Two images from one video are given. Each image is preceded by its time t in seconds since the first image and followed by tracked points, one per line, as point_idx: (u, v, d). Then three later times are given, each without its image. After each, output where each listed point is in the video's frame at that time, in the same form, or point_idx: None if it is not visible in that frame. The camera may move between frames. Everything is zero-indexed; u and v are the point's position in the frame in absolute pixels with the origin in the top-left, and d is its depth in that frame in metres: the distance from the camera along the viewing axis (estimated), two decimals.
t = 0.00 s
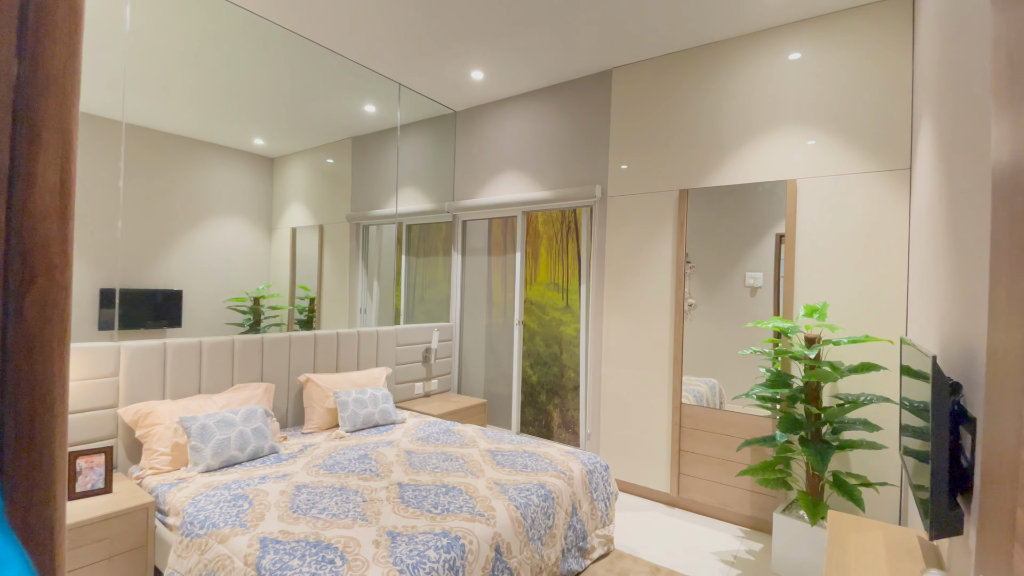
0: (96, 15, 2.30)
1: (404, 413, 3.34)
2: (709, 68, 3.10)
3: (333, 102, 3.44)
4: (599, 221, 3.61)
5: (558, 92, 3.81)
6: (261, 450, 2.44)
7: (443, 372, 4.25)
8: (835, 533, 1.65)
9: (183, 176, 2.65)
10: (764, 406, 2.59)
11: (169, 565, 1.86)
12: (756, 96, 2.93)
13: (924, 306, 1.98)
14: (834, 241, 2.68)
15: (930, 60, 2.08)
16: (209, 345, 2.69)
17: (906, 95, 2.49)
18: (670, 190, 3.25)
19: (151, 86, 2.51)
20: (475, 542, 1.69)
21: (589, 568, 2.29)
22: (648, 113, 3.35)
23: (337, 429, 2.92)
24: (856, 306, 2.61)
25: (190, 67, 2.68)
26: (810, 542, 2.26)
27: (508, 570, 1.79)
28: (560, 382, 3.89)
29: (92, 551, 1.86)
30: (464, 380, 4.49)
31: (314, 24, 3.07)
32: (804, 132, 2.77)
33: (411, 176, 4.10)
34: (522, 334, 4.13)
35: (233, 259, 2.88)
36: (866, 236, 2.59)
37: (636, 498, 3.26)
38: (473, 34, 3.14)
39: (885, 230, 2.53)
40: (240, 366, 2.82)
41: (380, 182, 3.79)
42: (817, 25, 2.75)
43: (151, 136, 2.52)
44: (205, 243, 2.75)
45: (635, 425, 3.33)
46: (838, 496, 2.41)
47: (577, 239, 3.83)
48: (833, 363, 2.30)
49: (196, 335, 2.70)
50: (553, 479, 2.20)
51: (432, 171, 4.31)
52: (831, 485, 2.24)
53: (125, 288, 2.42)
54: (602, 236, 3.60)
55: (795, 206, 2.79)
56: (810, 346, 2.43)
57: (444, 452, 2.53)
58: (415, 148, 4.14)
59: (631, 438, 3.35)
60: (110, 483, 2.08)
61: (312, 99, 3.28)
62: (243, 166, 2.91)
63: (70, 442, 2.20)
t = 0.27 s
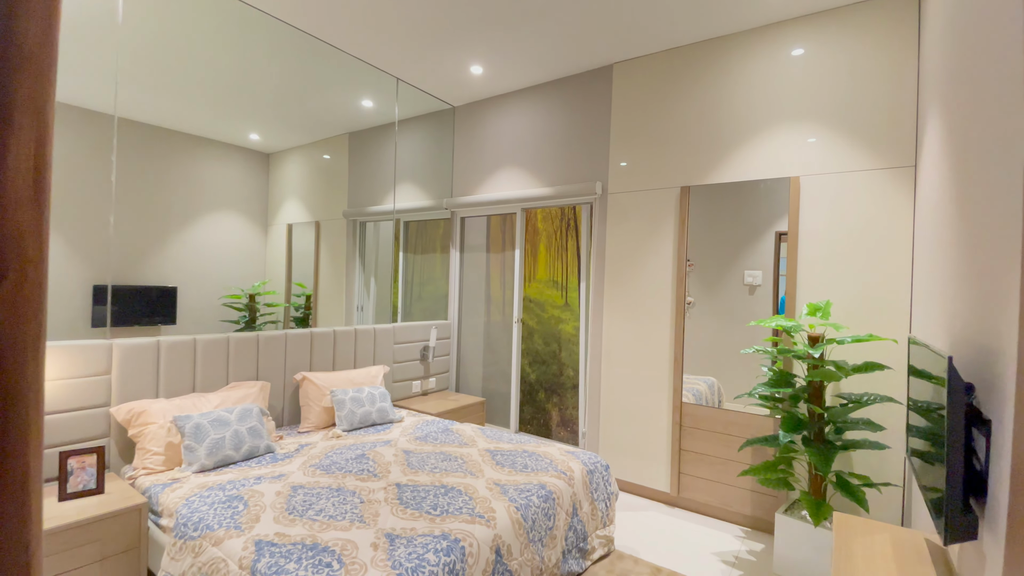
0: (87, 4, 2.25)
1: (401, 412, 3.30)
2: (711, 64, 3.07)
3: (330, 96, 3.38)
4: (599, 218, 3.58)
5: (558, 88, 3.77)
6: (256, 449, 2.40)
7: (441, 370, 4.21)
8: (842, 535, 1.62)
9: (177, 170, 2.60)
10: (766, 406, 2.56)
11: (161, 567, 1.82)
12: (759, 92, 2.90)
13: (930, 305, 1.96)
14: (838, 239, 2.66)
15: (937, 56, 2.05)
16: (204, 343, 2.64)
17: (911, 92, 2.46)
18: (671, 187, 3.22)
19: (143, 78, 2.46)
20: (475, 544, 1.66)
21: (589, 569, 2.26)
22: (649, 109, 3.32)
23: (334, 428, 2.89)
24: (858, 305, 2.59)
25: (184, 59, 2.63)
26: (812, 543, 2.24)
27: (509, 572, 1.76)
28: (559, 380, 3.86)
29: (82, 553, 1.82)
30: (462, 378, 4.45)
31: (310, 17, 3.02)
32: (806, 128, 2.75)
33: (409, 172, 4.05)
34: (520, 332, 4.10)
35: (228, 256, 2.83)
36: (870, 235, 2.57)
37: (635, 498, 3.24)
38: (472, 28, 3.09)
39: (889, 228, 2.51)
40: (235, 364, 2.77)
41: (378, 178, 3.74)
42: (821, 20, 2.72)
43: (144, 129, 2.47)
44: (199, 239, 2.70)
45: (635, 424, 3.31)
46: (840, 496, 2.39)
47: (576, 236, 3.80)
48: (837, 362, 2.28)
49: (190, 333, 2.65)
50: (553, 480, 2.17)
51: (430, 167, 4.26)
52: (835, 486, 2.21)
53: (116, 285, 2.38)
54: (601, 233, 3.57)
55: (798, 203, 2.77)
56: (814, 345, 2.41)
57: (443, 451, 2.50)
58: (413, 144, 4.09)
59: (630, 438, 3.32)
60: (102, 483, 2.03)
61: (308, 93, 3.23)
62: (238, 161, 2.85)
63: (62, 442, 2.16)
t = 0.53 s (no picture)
0: None
1: (399, 410, 3.26)
2: (714, 59, 3.03)
3: (328, 89, 3.33)
4: (599, 214, 3.54)
5: (558, 83, 3.73)
6: (252, 448, 2.36)
7: (439, 368, 4.17)
8: (848, 537, 1.60)
9: (170, 163, 2.55)
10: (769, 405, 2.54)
11: (154, 569, 1.78)
12: (762, 88, 2.87)
13: (937, 304, 1.93)
14: (841, 237, 2.63)
15: (945, 52, 2.02)
16: (198, 340, 2.59)
17: (916, 89, 2.44)
18: (672, 184, 3.18)
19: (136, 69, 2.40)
20: (475, 546, 1.63)
21: (589, 570, 2.24)
22: (650, 105, 3.28)
23: (331, 426, 2.85)
24: (862, 304, 2.56)
25: (177, 50, 2.57)
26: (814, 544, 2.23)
27: (509, 574, 1.73)
28: (558, 378, 3.83)
29: (73, 555, 1.78)
30: (460, 375, 4.41)
31: (307, 8, 2.96)
32: (810, 125, 2.72)
33: (407, 167, 3.99)
34: (519, 330, 4.06)
35: (223, 251, 2.78)
36: (874, 233, 2.54)
37: (635, 497, 3.22)
38: (471, 21, 3.05)
39: (894, 227, 2.49)
40: (230, 361, 2.73)
41: (375, 173, 3.69)
42: (825, 15, 2.69)
43: (137, 122, 2.42)
44: (194, 234, 2.65)
45: (635, 423, 3.28)
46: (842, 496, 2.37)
47: (577, 233, 3.76)
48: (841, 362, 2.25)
49: (184, 330, 2.60)
50: (554, 480, 2.14)
51: (428, 162, 4.21)
52: (838, 486, 2.19)
53: (108, 281, 2.34)
54: (602, 230, 3.53)
55: (801, 201, 2.74)
56: (817, 344, 2.38)
57: (441, 451, 2.46)
58: (411, 138, 4.04)
59: (630, 436, 3.30)
60: (94, 482, 1.99)
61: (305, 86, 3.18)
62: (234, 154, 2.80)
63: (52, 440, 2.12)
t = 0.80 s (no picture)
0: None
1: (401, 406, 3.23)
2: (721, 52, 2.98)
3: (329, 81, 3.28)
4: (603, 210, 3.50)
5: (562, 76, 3.68)
6: (252, 445, 2.33)
7: (440, 364, 4.14)
8: (860, 538, 1.57)
9: (170, 156, 2.51)
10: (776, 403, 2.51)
11: (153, 567, 1.75)
12: (770, 82, 2.82)
13: (951, 302, 1.90)
14: (850, 234, 2.59)
15: (960, 45, 1.98)
16: (198, 334, 2.56)
17: (928, 83, 2.40)
18: (678, 179, 3.14)
19: (134, 59, 2.36)
20: (479, 546, 1.60)
21: (593, 569, 2.22)
22: (656, 98, 3.24)
23: (332, 423, 2.82)
24: (871, 302, 2.53)
25: (176, 40, 2.53)
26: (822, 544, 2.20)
27: (514, 574, 1.70)
28: (561, 375, 3.80)
29: (73, 551, 1.76)
30: (462, 372, 4.38)
31: None
32: (819, 120, 2.67)
33: (409, 161, 3.94)
34: (521, 326, 4.02)
35: (223, 245, 2.74)
36: (884, 229, 2.50)
37: (639, 495, 3.20)
38: (475, 13, 3.00)
39: (904, 224, 2.45)
40: (230, 357, 2.69)
41: (377, 167, 3.64)
42: (836, 7, 2.64)
43: (135, 113, 2.38)
44: (193, 228, 2.61)
45: (639, 421, 3.25)
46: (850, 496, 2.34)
47: (580, 229, 3.72)
48: (851, 360, 2.22)
49: (183, 325, 2.57)
50: (558, 478, 2.11)
51: (430, 156, 4.16)
52: (846, 486, 2.16)
53: (107, 274, 2.31)
54: (606, 226, 3.49)
55: (810, 196, 2.69)
56: (827, 342, 2.35)
57: (444, 448, 2.43)
58: (413, 132, 3.99)
59: (634, 434, 3.27)
60: (93, 478, 1.96)
61: (305, 78, 3.13)
62: (234, 147, 2.76)
63: (51, 435, 2.09)
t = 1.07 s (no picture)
0: None
1: (409, 402, 3.22)
2: (736, 43, 2.93)
3: (337, 74, 3.25)
4: (613, 204, 3.46)
5: (572, 68, 3.63)
6: (261, 439, 2.32)
7: (448, 359, 4.12)
8: (878, 539, 1.54)
9: (178, 149, 2.50)
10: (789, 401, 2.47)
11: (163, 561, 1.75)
12: (785, 74, 2.76)
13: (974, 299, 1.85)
14: (868, 229, 2.54)
15: (986, 34, 1.92)
16: (206, 329, 2.55)
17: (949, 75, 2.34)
18: (691, 173, 3.09)
19: (143, 52, 2.35)
20: (490, 544, 1.58)
21: (603, 567, 2.20)
22: (668, 91, 3.18)
23: (340, 418, 2.81)
24: (888, 298, 2.48)
25: (184, 32, 2.51)
26: (836, 545, 2.17)
27: (524, 572, 1.69)
28: (569, 371, 3.77)
29: (84, 544, 1.76)
30: (469, 367, 4.37)
31: None
32: (836, 112, 2.61)
33: (417, 155, 3.91)
34: (530, 322, 3.99)
35: (232, 239, 2.73)
36: (902, 225, 2.45)
37: (648, 492, 3.17)
38: (484, 4, 2.96)
39: (923, 219, 2.40)
40: (238, 352, 2.69)
41: (385, 161, 3.62)
42: None
43: (144, 106, 2.37)
44: (202, 222, 2.60)
45: (649, 417, 3.22)
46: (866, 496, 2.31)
47: (590, 224, 3.68)
48: (869, 358, 2.18)
49: (192, 319, 2.56)
50: (568, 475, 2.09)
51: (438, 150, 4.12)
52: (862, 486, 2.13)
53: (117, 268, 2.30)
54: (616, 220, 3.45)
55: (826, 191, 2.64)
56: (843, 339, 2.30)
57: (453, 444, 2.42)
58: (421, 126, 3.96)
59: (643, 431, 3.24)
60: (103, 472, 1.96)
61: (313, 70, 3.11)
62: (242, 140, 2.75)
63: (62, 428, 2.10)
